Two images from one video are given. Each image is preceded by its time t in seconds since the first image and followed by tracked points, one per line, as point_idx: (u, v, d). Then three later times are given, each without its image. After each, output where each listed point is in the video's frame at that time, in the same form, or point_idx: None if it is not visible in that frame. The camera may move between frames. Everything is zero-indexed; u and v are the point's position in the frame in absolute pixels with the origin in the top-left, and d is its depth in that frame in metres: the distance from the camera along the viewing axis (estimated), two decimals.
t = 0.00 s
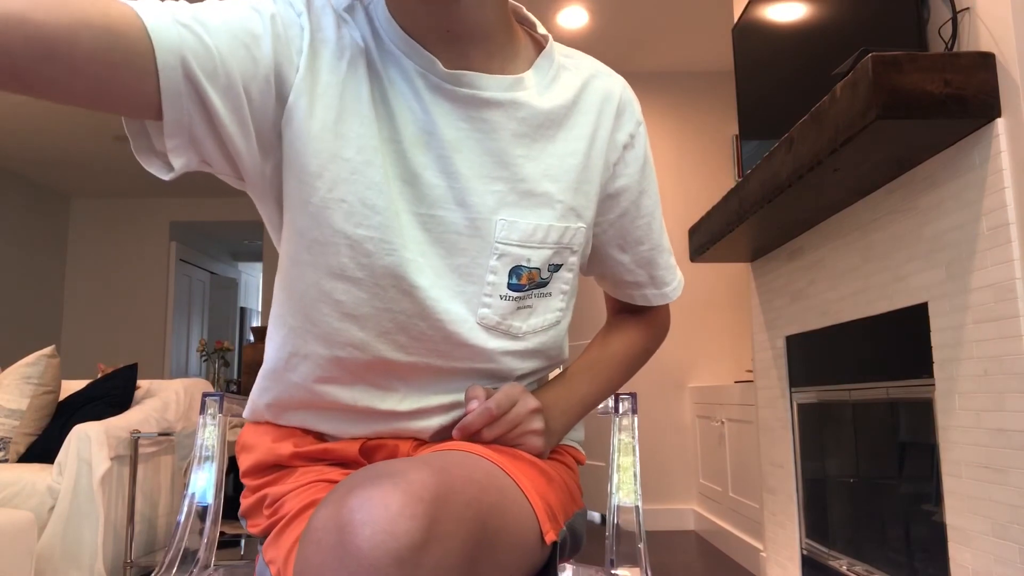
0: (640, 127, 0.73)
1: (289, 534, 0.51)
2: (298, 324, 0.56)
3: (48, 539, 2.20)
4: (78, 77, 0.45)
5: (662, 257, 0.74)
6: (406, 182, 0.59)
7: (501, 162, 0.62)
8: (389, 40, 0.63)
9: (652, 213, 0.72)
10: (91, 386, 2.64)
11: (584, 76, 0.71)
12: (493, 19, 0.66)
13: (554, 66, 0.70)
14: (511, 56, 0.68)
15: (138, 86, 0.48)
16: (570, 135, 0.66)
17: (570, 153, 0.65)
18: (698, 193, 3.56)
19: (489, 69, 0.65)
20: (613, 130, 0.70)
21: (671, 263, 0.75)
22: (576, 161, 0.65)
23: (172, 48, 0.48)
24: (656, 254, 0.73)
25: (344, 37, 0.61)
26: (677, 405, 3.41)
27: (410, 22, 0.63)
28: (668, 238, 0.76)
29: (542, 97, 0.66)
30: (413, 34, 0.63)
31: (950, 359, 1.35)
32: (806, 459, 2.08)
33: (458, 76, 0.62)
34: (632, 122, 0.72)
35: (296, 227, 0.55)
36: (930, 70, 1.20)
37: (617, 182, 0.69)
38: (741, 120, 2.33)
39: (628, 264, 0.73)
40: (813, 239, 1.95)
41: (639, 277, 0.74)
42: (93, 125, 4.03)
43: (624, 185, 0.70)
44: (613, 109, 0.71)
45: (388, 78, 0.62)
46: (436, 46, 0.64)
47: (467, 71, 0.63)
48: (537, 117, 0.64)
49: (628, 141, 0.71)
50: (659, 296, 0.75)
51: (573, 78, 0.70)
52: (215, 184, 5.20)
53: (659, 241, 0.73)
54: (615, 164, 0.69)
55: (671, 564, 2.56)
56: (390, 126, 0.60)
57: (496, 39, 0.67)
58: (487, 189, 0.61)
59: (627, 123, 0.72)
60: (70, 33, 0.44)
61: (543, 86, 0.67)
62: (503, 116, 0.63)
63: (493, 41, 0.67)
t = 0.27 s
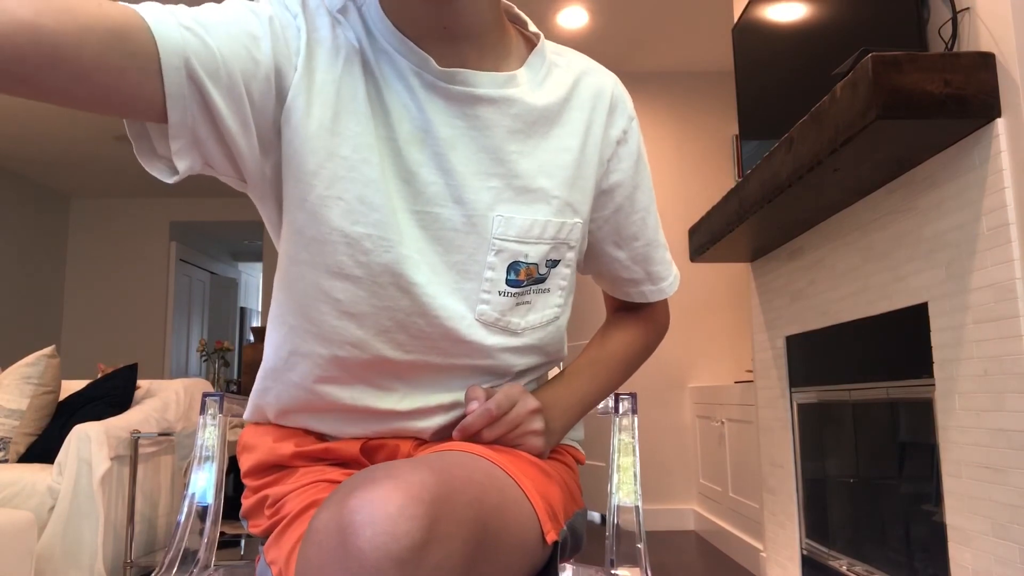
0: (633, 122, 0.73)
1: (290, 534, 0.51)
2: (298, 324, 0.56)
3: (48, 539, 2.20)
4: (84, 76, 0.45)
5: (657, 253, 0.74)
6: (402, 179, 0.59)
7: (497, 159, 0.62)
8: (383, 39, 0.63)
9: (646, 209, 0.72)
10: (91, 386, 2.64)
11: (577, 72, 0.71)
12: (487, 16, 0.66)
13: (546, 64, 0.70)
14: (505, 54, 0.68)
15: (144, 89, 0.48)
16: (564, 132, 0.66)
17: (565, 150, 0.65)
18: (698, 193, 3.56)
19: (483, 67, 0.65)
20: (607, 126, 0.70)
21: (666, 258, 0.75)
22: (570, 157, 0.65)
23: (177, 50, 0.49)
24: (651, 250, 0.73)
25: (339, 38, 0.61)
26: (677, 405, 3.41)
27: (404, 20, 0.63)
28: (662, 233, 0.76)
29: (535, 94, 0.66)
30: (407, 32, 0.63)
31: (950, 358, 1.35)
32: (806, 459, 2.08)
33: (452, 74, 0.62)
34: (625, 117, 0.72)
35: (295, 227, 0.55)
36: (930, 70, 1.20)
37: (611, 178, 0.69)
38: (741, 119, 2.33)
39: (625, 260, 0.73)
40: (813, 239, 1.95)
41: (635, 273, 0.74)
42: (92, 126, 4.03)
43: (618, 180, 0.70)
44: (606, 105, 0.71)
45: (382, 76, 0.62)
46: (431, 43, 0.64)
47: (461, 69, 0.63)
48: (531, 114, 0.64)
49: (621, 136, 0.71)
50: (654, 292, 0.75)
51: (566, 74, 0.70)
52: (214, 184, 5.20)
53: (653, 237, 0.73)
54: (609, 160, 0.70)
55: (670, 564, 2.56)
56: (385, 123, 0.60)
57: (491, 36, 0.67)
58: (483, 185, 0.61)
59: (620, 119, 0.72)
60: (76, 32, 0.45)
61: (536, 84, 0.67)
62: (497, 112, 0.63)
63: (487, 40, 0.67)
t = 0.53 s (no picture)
0: (631, 121, 0.73)
1: (291, 533, 0.51)
2: (299, 325, 0.56)
3: (48, 539, 2.20)
4: (85, 93, 0.45)
5: (656, 252, 0.74)
6: (402, 178, 0.59)
7: (497, 158, 0.62)
8: (383, 39, 0.63)
9: (645, 207, 0.73)
10: (91, 386, 2.64)
11: (575, 72, 0.71)
12: (487, 15, 0.66)
13: (545, 64, 0.70)
14: (504, 54, 0.68)
15: (147, 100, 0.48)
16: (564, 131, 0.66)
17: (564, 149, 0.65)
18: (698, 193, 3.56)
19: (482, 67, 0.65)
20: (606, 125, 0.70)
21: (665, 256, 0.75)
22: (570, 156, 0.65)
23: (179, 59, 0.49)
24: (649, 249, 0.73)
25: (339, 37, 0.61)
26: (677, 405, 3.41)
27: (404, 19, 0.63)
28: (660, 232, 0.76)
29: (534, 94, 0.66)
30: (408, 32, 0.63)
31: (950, 358, 1.35)
32: (806, 459, 2.08)
33: (451, 74, 0.62)
34: (623, 117, 0.72)
35: (297, 227, 0.55)
36: (930, 70, 1.20)
37: (610, 177, 0.70)
38: (741, 119, 2.33)
39: (624, 259, 0.73)
40: (813, 239, 1.95)
41: (634, 272, 0.74)
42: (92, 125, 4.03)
43: (618, 180, 0.70)
44: (605, 104, 0.71)
45: (382, 75, 0.62)
46: (431, 43, 0.64)
47: (460, 68, 0.63)
48: (531, 112, 0.64)
49: (620, 135, 0.71)
50: (653, 291, 0.75)
51: (565, 74, 0.70)
52: (214, 184, 5.19)
53: (652, 235, 0.74)
54: (608, 159, 0.70)
55: (671, 564, 2.56)
56: (385, 122, 0.60)
57: (491, 36, 0.67)
58: (483, 184, 0.61)
59: (619, 118, 0.72)
60: (79, 50, 0.44)
61: (535, 84, 0.67)
62: (496, 112, 0.63)
63: (486, 40, 0.66)
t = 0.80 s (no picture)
0: (632, 121, 0.73)
1: (291, 533, 0.51)
2: (297, 327, 0.56)
3: (48, 539, 2.20)
4: (78, 97, 0.45)
5: (656, 252, 0.74)
6: (402, 178, 0.59)
7: (496, 159, 0.62)
8: (383, 40, 0.63)
9: (645, 208, 0.72)
10: (91, 386, 2.64)
11: (574, 72, 0.71)
12: (487, 16, 0.66)
13: (544, 64, 0.70)
14: (504, 54, 0.68)
15: (141, 102, 0.48)
16: (563, 131, 0.66)
17: (563, 149, 0.65)
18: (698, 193, 3.56)
19: (482, 67, 0.65)
20: (606, 125, 0.70)
21: (665, 256, 0.75)
22: (569, 156, 0.65)
23: (174, 62, 0.49)
24: (650, 249, 0.73)
25: (339, 38, 0.60)
26: (677, 405, 3.41)
27: (404, 20, 0.63)
28: (661, 231, 0.76)
29: (533, 94, 0.66)
30: (408, 33, 0.63)
31: (950, 358, 1.35)
32: (805, 458, 2.08)
33: (450, 74, 0.62)
34: (624, 117, 0.72)
35: (296, 228, 0.55)
36: (930, 70, 1.20)
37: (610, 178, 0.70)
38: (742, 119, 2.33)
39: (624, 259, 0.73)
40: (813, 239, 1.95)
41: (635, 272, 0.74)
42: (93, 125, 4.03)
43: (618, 180, 0.70)
44: (605, 105, 0.71)
45: (381, 76, 0.62)
46: (431, 43, 0.64)
47: (459, 68, 0.63)
48: (530, 113, 0.64)
49: (620, 136, 0.71)
50: (654, 291, 0.75)
51: (564, 74, 0.70)
52: (214, 184, 5.19)
53: (653, 236, 0.74)
54: (608, 159, 0.70)
55: (671, 564, 2.56)
56: (384, 122, 0.60)
57: (490, 37, 0.67)
58: (482, 184, 0.61)
59: (619, 118, 0.72)
60: (73, 53, 0.44)
61: (534, 84, 0.67)
62: (495, 112, 0.63)
63: (485, 40, 0.66)
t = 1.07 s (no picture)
0: (632, 122, 0.73)
1: (291, 533, 0.51)
2: (299, 327, 0.56)
3: (48, 539, 2.20)
4: (87, 108, 0.45)
5: (656, 253, 0.74)
6: (403, 179, 0.59)
7: (496, 159, 0.62)
8: (385, 40, 0.63)
9: (645, 208, 0.72)
10: (91, 386, 2.64)
11: (574, 74, 0.71)
12: (487, 17, 0.66)
13: (545, 66, 0.70)
14: (504, 55, 0.68)
15: (148, 111, 0.48)
16: (563, 132, 0.66)
17: (563, 150, 0.65)
18: (698, 193, 3.56)
19: (482, 68, 0.65)
20: (606, 126, 0.70)
21: (665, 256, 0.75)
22: (569, 156, 0.65)
23: (181, 69, 0.49)
24: (650, 249, 0.73)
25: (341, 39, 0.61)
26: (677, 405, 3.41)
27: (405, 22, 0.63)
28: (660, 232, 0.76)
29: (534, 95, 0.66)
30: (410, 34, 0.63)
31: (950, 359, 1.35)
32: (805, 458, 2.08)
33: (451, 75, 0.62)
34: (624, 118, 0.72)
35: (298, 229, 0.55)
36: (930, 71, 1.20)
37: (610, 178, 0.70)
38: (741, 119, 2.33)
39: (624, 260, 0.73)
40: (813, 239, 1.95)
41: (635, 273, 0.74)
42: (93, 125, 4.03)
43: (618, 181, 0.70)
44: (605, 106, 0.71)
45: (382, 76, 0.62)
46: (432, 43, 0.64)
47: (460, 69, 0.63)
48: (531, 114, 0.64)
49: (620, 137, 0.71)
50: (654, 292, 0.75)
51: (564, 75, 0.70)
52: (214, 184, 5.19)
53: (653, 236, 0.74)
54: (608, 160, 0.70)
55: (671, 564, 2.56)
56: (385, 123, 0.60)
57: (491, 38, 0.67)
58: (483, 185, 0.61)
59: (619, 119, 0.72)
60: (82, 66, 0.44)
61: (535, 84, 0.67)
62: (496, 113, 0.63)
63: (486, 41, 0.66)
